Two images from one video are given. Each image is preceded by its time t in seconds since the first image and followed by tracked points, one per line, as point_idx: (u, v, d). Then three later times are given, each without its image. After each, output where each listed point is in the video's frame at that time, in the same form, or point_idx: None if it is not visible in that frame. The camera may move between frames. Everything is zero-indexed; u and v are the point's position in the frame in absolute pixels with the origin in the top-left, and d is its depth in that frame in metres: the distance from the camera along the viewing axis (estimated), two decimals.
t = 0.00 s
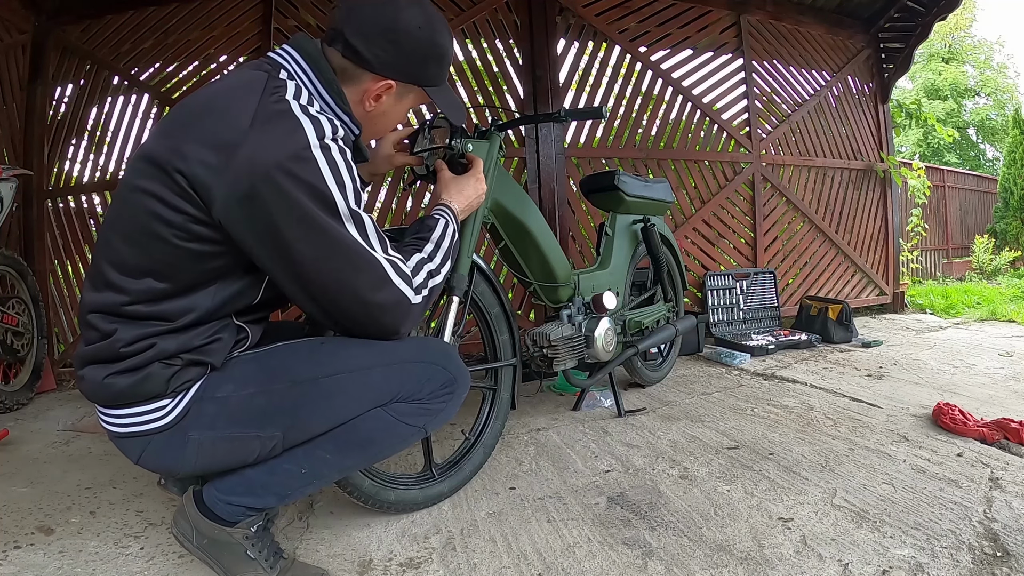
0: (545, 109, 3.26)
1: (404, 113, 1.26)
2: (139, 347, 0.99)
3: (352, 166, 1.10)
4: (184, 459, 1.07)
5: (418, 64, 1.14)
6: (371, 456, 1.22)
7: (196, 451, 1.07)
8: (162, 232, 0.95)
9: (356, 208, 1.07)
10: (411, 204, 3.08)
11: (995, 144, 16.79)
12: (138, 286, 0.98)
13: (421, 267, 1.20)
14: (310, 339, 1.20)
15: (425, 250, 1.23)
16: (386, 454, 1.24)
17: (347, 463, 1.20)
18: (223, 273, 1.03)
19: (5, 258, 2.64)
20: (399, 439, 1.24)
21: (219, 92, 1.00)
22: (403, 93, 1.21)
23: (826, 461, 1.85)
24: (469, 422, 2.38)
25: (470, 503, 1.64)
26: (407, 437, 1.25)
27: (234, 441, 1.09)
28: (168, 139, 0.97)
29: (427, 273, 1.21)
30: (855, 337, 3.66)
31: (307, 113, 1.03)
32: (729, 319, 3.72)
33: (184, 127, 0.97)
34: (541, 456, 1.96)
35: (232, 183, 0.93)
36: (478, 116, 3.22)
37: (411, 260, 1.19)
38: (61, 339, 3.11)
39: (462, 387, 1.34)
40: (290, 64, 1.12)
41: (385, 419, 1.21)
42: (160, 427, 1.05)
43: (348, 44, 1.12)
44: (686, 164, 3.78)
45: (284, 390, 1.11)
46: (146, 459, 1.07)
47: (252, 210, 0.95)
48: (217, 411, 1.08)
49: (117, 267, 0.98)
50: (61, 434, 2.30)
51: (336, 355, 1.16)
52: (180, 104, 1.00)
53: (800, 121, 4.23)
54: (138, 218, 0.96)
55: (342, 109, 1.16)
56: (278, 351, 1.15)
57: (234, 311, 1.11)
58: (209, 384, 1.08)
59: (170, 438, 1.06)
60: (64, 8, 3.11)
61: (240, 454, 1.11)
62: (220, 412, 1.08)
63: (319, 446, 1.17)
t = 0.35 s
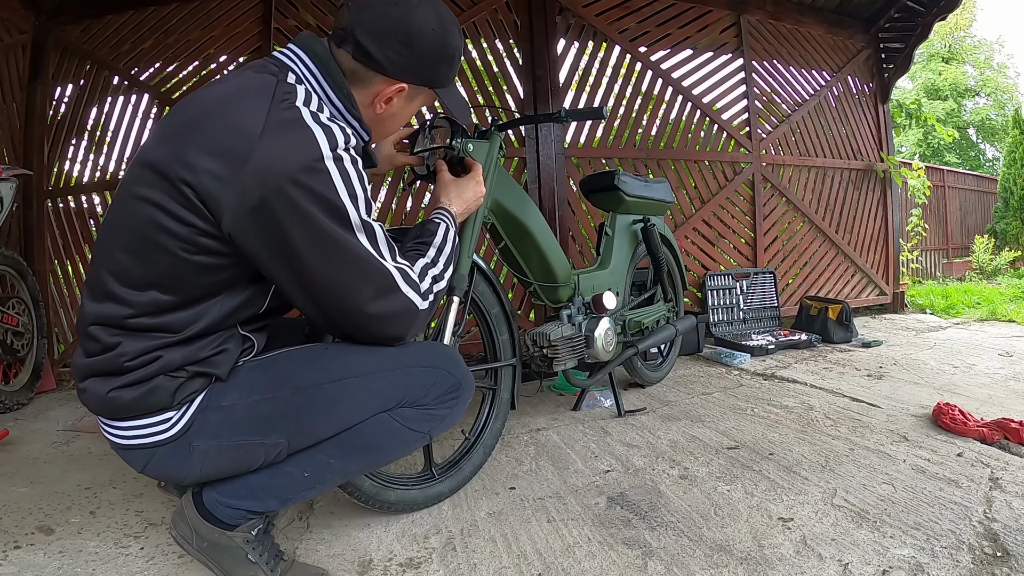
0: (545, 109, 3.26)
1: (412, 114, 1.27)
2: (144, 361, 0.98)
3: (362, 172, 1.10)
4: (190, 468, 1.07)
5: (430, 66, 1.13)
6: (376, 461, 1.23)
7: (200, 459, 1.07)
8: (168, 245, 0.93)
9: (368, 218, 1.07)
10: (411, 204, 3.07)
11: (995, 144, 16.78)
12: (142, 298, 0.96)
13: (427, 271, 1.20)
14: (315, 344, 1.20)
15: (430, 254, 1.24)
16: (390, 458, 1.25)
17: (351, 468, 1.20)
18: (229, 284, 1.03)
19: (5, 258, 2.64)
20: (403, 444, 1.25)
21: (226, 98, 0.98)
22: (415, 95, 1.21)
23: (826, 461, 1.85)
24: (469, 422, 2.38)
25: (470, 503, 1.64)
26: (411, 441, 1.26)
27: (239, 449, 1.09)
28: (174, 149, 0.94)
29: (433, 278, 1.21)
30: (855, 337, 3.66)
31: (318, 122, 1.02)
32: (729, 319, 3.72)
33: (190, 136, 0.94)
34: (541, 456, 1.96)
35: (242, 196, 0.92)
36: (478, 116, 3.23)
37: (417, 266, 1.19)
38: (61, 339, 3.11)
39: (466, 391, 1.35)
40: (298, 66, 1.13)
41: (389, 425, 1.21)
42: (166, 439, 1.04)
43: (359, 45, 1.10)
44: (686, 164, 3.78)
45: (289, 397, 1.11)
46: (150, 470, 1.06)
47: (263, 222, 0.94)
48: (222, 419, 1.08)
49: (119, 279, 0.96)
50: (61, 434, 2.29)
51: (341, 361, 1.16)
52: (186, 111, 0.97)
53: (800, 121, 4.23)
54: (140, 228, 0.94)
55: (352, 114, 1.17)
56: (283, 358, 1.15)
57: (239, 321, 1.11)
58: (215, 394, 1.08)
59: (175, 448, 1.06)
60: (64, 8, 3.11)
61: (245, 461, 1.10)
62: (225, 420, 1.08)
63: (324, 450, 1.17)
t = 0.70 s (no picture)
0: (545, 110, 3.26)
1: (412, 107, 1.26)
2: (146, 365, 0.98)
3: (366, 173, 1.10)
4: (194, 471, 1.07)
5: (433, 61, 1.15)
6: (380, 462, 1.23)
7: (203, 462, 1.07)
8: (171, 248, 0.93)
9: (372, 219, 1.07)
10: (411, 204, 3.07)
11: (995, 144, 16.78)
12: (142, 301, 0.96)
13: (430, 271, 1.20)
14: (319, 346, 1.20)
15: (433, 254, 1.24)
16: (394, 459, 1.25)
17: (355, 469, 1.21)
18: (230, 285, 1.03)
19: (5, 258, 2.64)
20: (406, 445, 1.25)
21: (230, 99, 0.97)
22: (416, 88, 1.21)
23: (826, 461, 1.85)
24: (469, 422, 2.38)
25: (470, 502, 1.64)
26: (414, 443, 1.27)
27: (242, 452, 1.09)
28: (177, 150, 0.94)
29: (437, 277, 1.21)
30: (854, 337, 3.66)
31: (323, 123, 1.02)
32: (729, 319, 3.72)
33: (193, 136, 0.94)
34: (541, 456, 1.96)
35: (246, 197, 0.92)
36: (478, 116, 3.23)
37: (421, 266, 1.19)
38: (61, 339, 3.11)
39: (469, 392, 1.35)
40: (300, 65, 1.11)
41: (394, 426, 1.22)
42: (169, 443, 1.04)
43: (364, 38, 1.11)
44: (686, 164, 3.78)
45: (293, 400, 1.11)
46: (154, 473, 1.06)
47: (268, 224, 0.94)
48: (226, 422, 1.08)
49: (120, 282, 0.96)
50: (61, 434, 2.29)
51: (347, 363, 1.16)
52: (189, 112, 0.97)
53: (800, 121, 4.23)
54: (141, 230, 0.93)
55: (354, 113, 1.17)
56: (288, 360, 1.15)
57: (241, 323, 1.11)
58: (218, 397, 1.08)
59: (179, 453, 1.05)
60: (64, 8, 3.11)
61: (249, 464, 1.10)
62: (231, 422, 1.08)
63: (327, 451, 1.17)
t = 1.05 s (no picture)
0: (545, 110, 3.26)
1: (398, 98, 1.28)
2: (144, 373, 0.98)
3: (358, 168, 1.11)
4: (197, 476, 1.07)
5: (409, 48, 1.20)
6: (383, 461, 1.24)
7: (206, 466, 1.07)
8: (165, 246, 0.92)
9: (367, 213, 1.07)
10: (411, 204, 3.06)
11: (995, 144, 16.77)
12: (136, 304, 0.95)
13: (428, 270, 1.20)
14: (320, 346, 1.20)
15: (431, 252, 1.23)
16: (397, 458, 1.26)
17: (358, 468, 1.21)
18: (225, 283, 1.02)
19: (4, 258, 2.64)
20: (409, 443, 1.26)
21: (223, 98, 0.97)
22: (399, 78, 1.23)
23: (826, 462, 1.85)
24: (469, 422, 2.38)
25: (470, 503, 1.64)
26: (418, 441, 1.27)
27: (244, 455, 1.09)
28: (170, 146, 0.93)
29: (435, 274, 1.21)
30: (855, 337, 3.66)
31: (315, 120, 1.02)
32: (729, 319, 3.72)
33: (186, 136, 0.93)
34: (541, 456, 1.96)
35: (242, 192, 0.92)
36: (478, 116, 3.23)
37: (418, 264, 1.19)
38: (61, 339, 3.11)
39: (471, 389, 1.36)
40: (288, 64, 1.10)
41: (396, 425, 1.22)
42: (171, 450, 1.04)
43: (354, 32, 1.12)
44: (686, 164, 3.78)
45: (294, 400, 1.11)
46: (157, 481, 1.06)
47: (264, 220, 0.95)
48: (227, 425, 1.08)
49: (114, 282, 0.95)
50: (61, 434, 2.30)
51: (348, 362, 1.17)
52: (181, 112, 0.96)
53: (800, 121, 4.23)
54: (133, 227, 0.92)
55: (342, 111, 1.16)
56: (289, 360, 1.15)
57: (235, 325, 1.11)
58: (219, 400, 1.08)
59: (181, 459, 1.05)
60: (64, 8, 3.11)
61: (251, 467, 1.10)
62: (234, 425, 1.08)
63: (330, 451, 1.17)
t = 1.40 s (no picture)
0: (545, 110, 3.26)
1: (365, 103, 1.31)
2: (128, 372, 0.98)
3: (334, 161, 1.12)
4: (188, 478, 1.07)
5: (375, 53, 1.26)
6: (379, 456, 1.22)
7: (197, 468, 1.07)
8: (143, 235, 0.93)
9: (343, 200, 1.09)
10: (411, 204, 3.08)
11: (995, 144, 16.77)
12: (117, 297, 0.95)
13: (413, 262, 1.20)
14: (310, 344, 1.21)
15: (416, 245, 1.24)
16: (393, 453, 1.24)
17: (353, 465, 1.20)
18: (208, 272, 1.02)
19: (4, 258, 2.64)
20: (404, 437, 1.24)
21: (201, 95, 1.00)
22: (366, 79, 1.27)
23: (826, 461, 1.85)
24: (469, 422, 2.38)
25: (471, 503, 1.64)
26: (413, 436, 1.26)
27: (235, 456, 1.09)
28: (148, 142, 0.95)
29: (420, 266, 1.21)
30: (855, 337, 3.65)
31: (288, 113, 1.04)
32: (729, 319, 3.72)
33: (165, 132, 0.95)
34: (541, 456, 1.96)
35: (219, 179, 0.94)
36: (478, 116, 3.23)
37: (403, 255, 1.19)
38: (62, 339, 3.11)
39: (465, 381, 1.35)
40: (260, 68, 1.11)
41: (389, 419, 1.21)
42: (160, 452, 1.04)
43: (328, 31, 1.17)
44: (686, 164, 3.78)
45: (282, 397, 1.11)
46: (149, 487, 1.06)
47: (243, 206, 0.96)
48: (216, 424, 1.08)
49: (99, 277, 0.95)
50: (61, 434, 2.30)
51: (337, 357, 1.17)
52: (163, 113, 0.98)
53: (800, 121, 4.23)
54: (115, 221, 0.94)
55: (316, 108, 1.17)
56: (277, 358, 1.16)
57: (218, 322, 1.10)
58: (207, 399, 1.08)
59: (172, 461, 1.06)
60: (65, 8, 3.11)
61: (243, 468, 1.10)
62: (222, 424, 1.08)
63: (321, 450, 1.17)
